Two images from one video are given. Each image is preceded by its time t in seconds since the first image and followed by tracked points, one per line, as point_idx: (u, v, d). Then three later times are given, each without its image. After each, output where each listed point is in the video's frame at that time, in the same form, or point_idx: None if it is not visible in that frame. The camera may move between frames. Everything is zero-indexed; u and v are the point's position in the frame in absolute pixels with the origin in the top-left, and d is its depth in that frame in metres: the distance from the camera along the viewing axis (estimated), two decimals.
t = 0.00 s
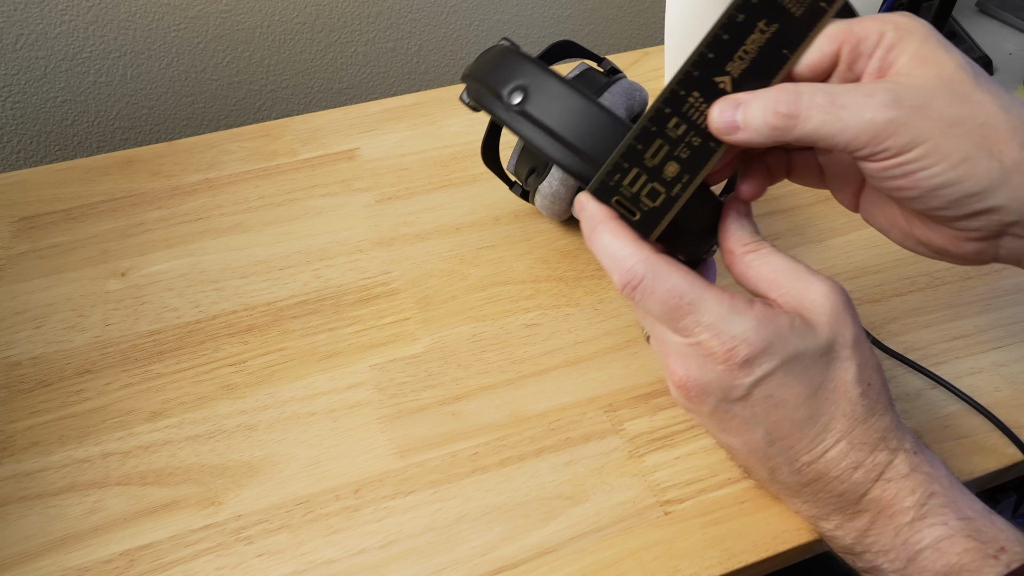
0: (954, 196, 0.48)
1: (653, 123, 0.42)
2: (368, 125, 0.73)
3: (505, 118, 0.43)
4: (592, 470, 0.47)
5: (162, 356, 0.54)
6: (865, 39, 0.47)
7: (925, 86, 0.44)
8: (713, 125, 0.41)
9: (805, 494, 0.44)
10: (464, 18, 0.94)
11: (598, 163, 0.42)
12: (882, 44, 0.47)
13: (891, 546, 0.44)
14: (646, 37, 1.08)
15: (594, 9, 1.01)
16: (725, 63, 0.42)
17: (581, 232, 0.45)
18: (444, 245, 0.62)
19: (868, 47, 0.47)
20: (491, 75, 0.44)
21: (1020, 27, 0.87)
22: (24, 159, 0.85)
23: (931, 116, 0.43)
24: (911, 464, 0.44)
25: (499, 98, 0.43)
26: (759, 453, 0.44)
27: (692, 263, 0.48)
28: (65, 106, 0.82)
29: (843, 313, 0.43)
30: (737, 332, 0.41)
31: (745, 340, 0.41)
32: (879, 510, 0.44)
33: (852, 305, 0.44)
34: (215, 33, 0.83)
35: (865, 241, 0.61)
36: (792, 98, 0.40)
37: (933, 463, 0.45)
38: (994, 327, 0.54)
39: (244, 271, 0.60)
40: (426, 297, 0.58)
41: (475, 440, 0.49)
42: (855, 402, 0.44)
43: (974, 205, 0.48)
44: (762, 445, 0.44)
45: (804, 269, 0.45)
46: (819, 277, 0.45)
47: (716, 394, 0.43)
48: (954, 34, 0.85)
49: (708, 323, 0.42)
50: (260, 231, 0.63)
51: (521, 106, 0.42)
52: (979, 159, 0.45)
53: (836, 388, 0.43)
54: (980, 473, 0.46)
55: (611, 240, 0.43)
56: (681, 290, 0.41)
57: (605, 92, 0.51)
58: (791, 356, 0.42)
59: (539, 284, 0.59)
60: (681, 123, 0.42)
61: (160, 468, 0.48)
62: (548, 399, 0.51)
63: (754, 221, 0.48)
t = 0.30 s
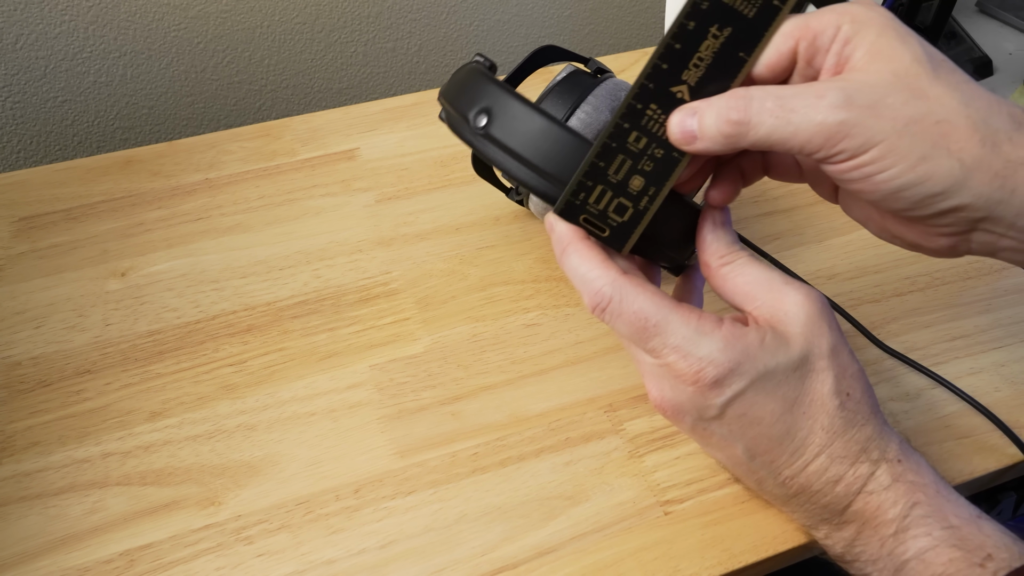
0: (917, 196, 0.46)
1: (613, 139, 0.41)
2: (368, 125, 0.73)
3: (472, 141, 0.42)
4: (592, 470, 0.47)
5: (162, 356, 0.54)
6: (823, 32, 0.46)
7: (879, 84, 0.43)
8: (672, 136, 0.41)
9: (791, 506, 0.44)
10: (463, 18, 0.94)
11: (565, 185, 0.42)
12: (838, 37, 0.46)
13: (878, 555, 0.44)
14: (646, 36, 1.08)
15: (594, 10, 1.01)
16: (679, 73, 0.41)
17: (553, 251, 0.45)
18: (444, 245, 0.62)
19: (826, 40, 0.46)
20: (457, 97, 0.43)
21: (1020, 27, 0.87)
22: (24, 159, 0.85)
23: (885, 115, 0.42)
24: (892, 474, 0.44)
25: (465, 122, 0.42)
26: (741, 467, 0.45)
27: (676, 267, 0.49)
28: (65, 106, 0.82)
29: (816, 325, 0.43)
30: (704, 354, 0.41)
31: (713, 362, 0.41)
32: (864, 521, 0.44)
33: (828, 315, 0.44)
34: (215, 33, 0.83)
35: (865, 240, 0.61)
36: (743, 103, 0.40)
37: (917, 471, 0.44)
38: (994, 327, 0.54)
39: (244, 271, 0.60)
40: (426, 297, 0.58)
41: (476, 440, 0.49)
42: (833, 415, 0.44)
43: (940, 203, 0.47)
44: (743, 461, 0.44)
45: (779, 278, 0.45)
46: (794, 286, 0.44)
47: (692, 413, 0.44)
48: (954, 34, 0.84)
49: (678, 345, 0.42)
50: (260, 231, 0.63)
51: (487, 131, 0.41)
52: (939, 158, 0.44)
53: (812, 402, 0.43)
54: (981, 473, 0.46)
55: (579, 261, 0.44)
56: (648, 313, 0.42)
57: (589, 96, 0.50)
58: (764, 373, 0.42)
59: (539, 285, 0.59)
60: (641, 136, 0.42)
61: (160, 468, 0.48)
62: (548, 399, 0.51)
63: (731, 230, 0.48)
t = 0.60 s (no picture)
0: (913, 199, 0.46)
1: (608, 143, 0.42)
2: (368, 125, 0.73)
3: (469, 144, 0.44)
4: (592, 470, 0.47)
5: (162, 356, 0.54)
6: (817, 32, 0.45)
7: (873, 85, 0.42)
8: (667, 138, 0.41)
9: (791, 506, 0.44)
10: (463, 17, 0.94)
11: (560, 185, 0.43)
12: (832, 38, 0.45)
13: (879, 555, 0.44)
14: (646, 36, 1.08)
15: (594, 9, 1.01)
16: (674, 75, 0.42)
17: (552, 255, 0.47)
18: (445, 245, 0.62)
19: (821, 40, 0.45)
20: (454, 101, 0.44)
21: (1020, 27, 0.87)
22: (24, 159, 0.85)
23: (878, 118, 0.41)
24: (892, 473, 0.44)
25: (462, 124, 0.44)
26: (741, 467, 0.45)
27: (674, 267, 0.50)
28: (65, 106, 0.82)
29: (816, 325, 0.43)
30: (702, 354, 0.42)
31: (710, 361, 0.41)
32: (865, 520, 0.44)
33: (828, 314, 0.44)
34: (215, 33, 0.83)
35: (865, 240, 0.61)
36: (736, 107, 0.40)
37: (917, 471, 0.44)
38: (994, 327, 0.54)
39: (244, 271, 0.60)
40: (426, 297, 0.58)
41: (476, 441, 0.49)
42: (832, 414, 0.44)
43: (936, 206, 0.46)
44: (743, 461, 0.44)
45: (777, 280, 0.45)
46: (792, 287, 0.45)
47: (691, 414, 0.44)
48: (954, 34, 0.85)
49: (675, 345, 0.42)
50: (260, 231, 0.63)
51: (483, 132, 0.43)
52: (933, 160, 0.43)
53: (811, 401, 0.43)
54: (981, 473, 0.46)
55: (578, 264, 0.45)
56: (645, 314, 0.42)
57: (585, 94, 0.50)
58: (762, 373, 0.42)
59: (539, 284, 0.59)
60: (637, 139, 0.43)
61: (160, 468, 0.48)
62: (548, 399, 0.51)
63: (725, 235, 0.48)
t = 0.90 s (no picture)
0: (910, 240, 0.45)
1: (604, 174, 0.41)
2: (368, 125, 0.73)
3: (465, 173, 0.46)
4: (592, 470, 0.47)
5: (162, 356, 0.54)
6: (813, 61, 0.45)
7: (870, 127, 0.41)
8: (662, 170, 0.41)
9: (796, 508, 0.44)
10: (463, 17, 0.94)
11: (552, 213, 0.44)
12: (829, 68, 0.44)
13: (884, 557, 0.44)
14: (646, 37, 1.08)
15: (594, 9, 1.01)
16: (669, 107, 0.41)
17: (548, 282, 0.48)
18: (445, 245, 0.62)
19: (817, 69, 0.45)
20: (451, 131, 0.46)
21: (1019, 27, 0.87)
22: (24, 159, 0.85)
23: (874, 163, 0.41)
24: (898, 476, 0.44)
25: (458, 154, 0.46)
26: (746, 472, 0.44)
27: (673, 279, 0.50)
28: (65, 106, 0.82)
29: (822, 330, 0.43)
30: (703, 362, 0.42)
31: (712, 369, 0.41)
32: (870, 523, 0.44)
33: (837, 317, 0.44)
34: (215, 33, 0.83)
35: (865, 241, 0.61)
36: (733, 148, 0.40)
37: (923, 473, 0.44)
38: (994, 327, 0.54)
39: (244, 271, 0.60)
40: (427, 297, 0.58)
41: (475, 441, 0.49)
42: (839, 418, 0.44)
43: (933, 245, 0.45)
44: (748, 466, 0.44)
45: (785, 283, 0.46)
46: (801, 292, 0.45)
47: (695, 422, 0.44)
48: (954, 34, 0.85)
49: (677, 356, 0.42)
50: (261, 231, 0.63)
51: (476, 163, 0.45)
52: (930, 204, 0.43)
53: (817, 406, 0.43)
54: (981, 473, 0.46)
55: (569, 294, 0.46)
56: (640, 333, 0.43)
57: (582, 100, 0.50)
58: (765, 380, 0.42)
59: (539, 285, 0.59)
60: (632, 170, 0.42)
61: (161, 468, 0.48)
62: (548, 399, 0.51)
63: (726, 240, 0.49)
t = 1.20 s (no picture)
0: (915, 231, 0.45)
1: (606, 179, 0.43)
2: (368, 125, 0.73)
3: (469, 184, 0.47)
4: (592, 470, 0.47)
5: (162, 356, 0.54)
6: (812, 58, 0.44)
7: (871, 121, 0.41)
8: (665, 171, 0.42)
9: (799, 510, 0.44)
10: (463, 17, 0.94)
11: (557, 220, 0.45)
12: (827, 66, 0.44)
13: (887, 556, 0.44)
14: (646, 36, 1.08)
15: (594, 10, 1.02)
16: (668, 108, 0.42)
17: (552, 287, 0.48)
18: (445, 245, 0.62)
19: (816, 67, 0.44)
20: (453, 143, 0.47)
21: (1020, 27, 0.87)
22: (24, 159, 0.85)
23: (876, 157, 0.41)
24: (901, 476, 0.44)
25: (461, 166, 0.47)
26: (749, 475, 0.44)
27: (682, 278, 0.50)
28: (65, 106, 0.82)
29: (827, 334, 0.43)
30: (707, 369, 0.41)
31: (715, 376, 0.41)
32: (873, 522, 0.44)
33: (845, 319, 0.44)
34: (215, 33, 0.83)
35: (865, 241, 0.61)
36: (734, 147, 0.40)
37: (926, 473, 0.44)
38: (994, 327, 0.54)
39: (244, 271, 0.60)
40: (427, 297, 0.58)
41: (475, 441, 0.49)
42: (843, 421, 0.43)
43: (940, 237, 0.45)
44: (751, 469, 0.44)
45: (795, 279, 0.45)
46: (810, 292, 0.44)
47: (698, 426, 0.44)
48: (954, 34, 0.85)
49: (679, 363, 0.42)
50: (260, 231, 0.63)
51: (479, 173, 0.46)
52: (935, 195, 0.42)
53: (821, 409, 0.43)
54: (982, 473, 0.46)
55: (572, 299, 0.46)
56: (642, 341, 0.42)
57: (582, 103, 0.50)
58: (768, 385, 0.42)
59: (539, 285, 0.59)
60: (635, 173, 0.43)
61: (161, 468, 0.48)
62: (549, 399, 0.51)
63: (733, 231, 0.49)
